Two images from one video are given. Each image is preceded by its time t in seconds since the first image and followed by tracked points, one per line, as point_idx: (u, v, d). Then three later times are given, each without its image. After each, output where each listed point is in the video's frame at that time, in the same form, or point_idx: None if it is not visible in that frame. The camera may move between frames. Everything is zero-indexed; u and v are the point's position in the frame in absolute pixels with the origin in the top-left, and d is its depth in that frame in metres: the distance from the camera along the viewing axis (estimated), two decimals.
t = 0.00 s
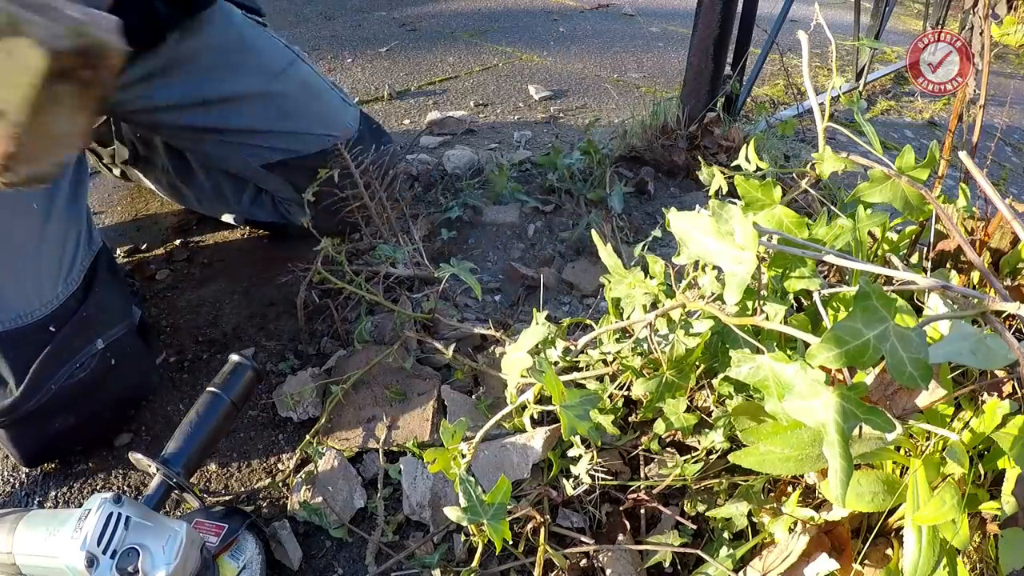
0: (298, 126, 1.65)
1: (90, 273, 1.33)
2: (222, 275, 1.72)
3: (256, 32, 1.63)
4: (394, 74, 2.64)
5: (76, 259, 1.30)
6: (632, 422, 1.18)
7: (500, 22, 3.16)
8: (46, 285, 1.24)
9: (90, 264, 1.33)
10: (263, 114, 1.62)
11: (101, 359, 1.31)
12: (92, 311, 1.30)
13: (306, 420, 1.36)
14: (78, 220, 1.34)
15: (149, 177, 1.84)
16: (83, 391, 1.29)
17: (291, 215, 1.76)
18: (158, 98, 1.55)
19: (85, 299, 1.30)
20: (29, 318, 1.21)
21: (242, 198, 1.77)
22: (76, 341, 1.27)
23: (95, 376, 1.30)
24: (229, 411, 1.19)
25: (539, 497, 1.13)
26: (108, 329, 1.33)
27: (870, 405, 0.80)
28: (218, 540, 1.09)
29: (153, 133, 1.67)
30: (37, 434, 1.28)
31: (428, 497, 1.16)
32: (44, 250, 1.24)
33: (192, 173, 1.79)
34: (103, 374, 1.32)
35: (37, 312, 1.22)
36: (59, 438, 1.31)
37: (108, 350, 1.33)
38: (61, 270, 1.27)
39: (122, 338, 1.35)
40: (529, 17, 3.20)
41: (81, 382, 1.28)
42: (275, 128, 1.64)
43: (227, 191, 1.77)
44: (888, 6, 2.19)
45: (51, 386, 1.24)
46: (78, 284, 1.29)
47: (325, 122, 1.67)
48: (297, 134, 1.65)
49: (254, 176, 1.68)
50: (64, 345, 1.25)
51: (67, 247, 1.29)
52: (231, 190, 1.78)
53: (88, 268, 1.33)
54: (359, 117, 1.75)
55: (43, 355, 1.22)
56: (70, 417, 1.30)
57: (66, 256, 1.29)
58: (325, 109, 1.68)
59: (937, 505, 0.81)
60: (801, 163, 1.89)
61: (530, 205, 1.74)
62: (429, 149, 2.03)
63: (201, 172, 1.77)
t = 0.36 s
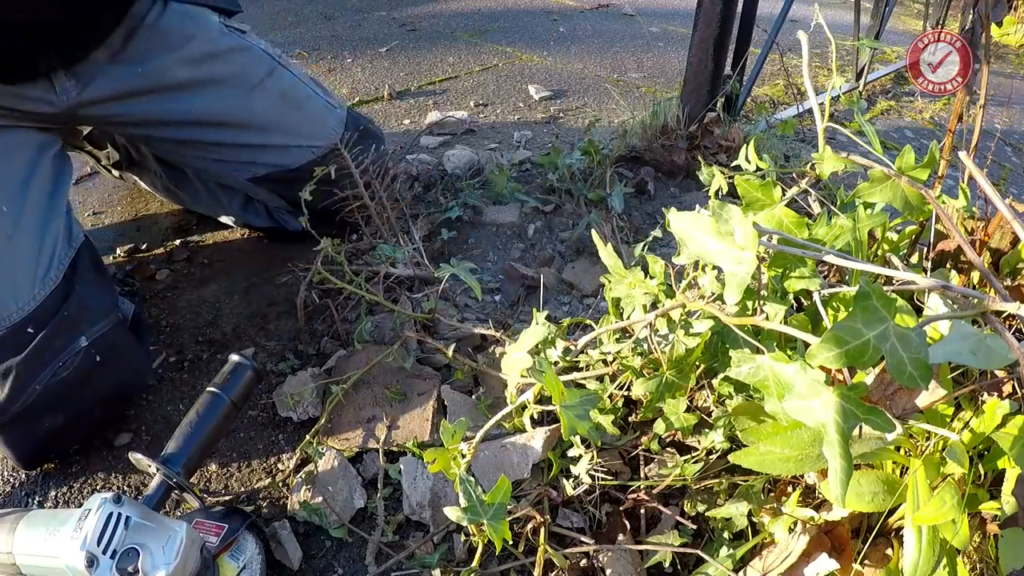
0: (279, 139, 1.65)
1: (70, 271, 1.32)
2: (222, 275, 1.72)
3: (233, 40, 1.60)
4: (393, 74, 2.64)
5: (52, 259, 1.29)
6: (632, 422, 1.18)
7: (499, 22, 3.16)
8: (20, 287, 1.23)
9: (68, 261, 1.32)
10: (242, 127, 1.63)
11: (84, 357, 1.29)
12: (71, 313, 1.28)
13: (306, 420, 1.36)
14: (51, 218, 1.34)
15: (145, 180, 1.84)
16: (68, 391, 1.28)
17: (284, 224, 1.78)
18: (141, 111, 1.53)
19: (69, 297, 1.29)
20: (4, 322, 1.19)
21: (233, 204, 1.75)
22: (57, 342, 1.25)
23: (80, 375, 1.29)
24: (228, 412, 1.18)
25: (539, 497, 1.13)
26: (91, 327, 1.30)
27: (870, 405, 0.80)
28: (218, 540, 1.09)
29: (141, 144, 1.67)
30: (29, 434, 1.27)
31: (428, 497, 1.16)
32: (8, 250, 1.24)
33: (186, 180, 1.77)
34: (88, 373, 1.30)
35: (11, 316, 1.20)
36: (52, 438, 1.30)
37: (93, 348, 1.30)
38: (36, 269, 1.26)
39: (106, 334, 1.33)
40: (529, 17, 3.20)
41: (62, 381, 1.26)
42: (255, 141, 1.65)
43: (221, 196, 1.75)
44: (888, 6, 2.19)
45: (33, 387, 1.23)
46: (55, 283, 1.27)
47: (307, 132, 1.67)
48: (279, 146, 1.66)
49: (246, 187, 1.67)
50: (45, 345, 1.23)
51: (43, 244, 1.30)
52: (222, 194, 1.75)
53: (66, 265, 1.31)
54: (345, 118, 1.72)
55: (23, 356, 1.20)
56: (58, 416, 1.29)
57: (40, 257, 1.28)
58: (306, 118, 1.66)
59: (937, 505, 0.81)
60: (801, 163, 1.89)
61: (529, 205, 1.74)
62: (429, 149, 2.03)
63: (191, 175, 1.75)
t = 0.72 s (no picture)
0: (276, 134, 1.64)
1: (72, 269, 1.32)
2: (222, 275, 1.72)
3: (232, 35, 1.58)
4: (393, 74, 2.64)
5: (55, 256, 1.29)
6: (632, 422, 1.18)
7: (499, 22, 3.16)
8: (23, 284, 1.22)
9: (70, 259, 1.31)
10: (241, 123, 1.61)
11: (87, 355, 1.29)
12: (72, 310, 1.28)
13: (306, 420, 1.36)
14: (53, 216, 1.33)
15: (143, 181, 1.87)
16: (70, 389, 1.28)
17: (283, 220, 1.76)
18: (141, 103, 1.52)
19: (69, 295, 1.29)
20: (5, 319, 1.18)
21: (232, 198, 1.77)
22: (59, 340, 1.25)
23: (82, 372, 1.29)
24: (227, 412, 1.18)
25: (539, 497, 1.13)
26: (92, 325, 1.31)
27: (870, 405, 0.80)
28: (218, 540, 1.09)
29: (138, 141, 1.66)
30: (30, 433, 1.27)
31: (429, 497, 1.16)
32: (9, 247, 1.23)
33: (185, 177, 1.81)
34: (91, 370, 1.30)
35: (13, 314, 1.19)
36: (53, 436, 1.30)
37: (94, 346, 1.31)
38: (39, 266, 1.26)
39: (107, 332, 1.33)
40: (528, 18, 3.20)
41: (65, 378, 1.26)
42: (252, 136, 1.64)
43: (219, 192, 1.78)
44: (888, 6, 2.19)
45: (35, 384, 1.22)
46: (57, 281, 1.27)
47: (305, 128, 1.66)
48: (277, 141, 1.65)
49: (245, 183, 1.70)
50: (47, 344, 1.23)
51: (47, 241, 1.29)
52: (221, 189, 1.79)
53: (68, 263, 1.31)
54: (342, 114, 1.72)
55: (25, 354, 1.20)
56: (60, 414, 1.28)
57: (43, 254, 1.27)
58: (303, 113, 1.66)
59: (937, 505, 0.81)
60: (801, 163, 1.89)
61: (529, 205, 1.74)
62: (429, 149, 2.03)
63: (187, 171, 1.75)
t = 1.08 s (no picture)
0: (273, 139, 1.71)
1: (67, 270, 1.34)
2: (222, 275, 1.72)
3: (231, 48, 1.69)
4: (393, 74, 2.64)
5: (47, 259, 1.32)
6: (632, 422, 1.18)
7: (499, 22, 3.16)
8: (15, 289, 1.26)
9: (64, 259, 1.34)
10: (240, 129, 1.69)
11: (82, 361, 1.30)
12: (66, 314, 1.30)
13: (306, 420, 1.36)
14: (48, 218, 1.36)
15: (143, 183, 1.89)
16: (67, 395, 1.29)
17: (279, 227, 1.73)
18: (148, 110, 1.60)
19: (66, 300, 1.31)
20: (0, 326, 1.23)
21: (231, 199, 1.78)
22: (55, 346, 1.28)
23: (79, 377, 1.30)
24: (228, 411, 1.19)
25: (539, 498, 1.13)
26: (87, 330, 1.32)
27: (870, 406, 0.80)
28: (218, 540, 1.09)
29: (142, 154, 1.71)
30: (30, 437, 1.27)
31: (428, 497, 1.16)
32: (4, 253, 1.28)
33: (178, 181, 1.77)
34: (87, 375, 1.31)
35: (7, 321, 1.24)
36: (54, 441, 1.30)
37: (89, 350, 1.32)
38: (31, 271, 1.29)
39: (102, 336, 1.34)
40: (528, 18, 3.20)
41: (63, 383, 1.28)
42: (251, 142, 1.70)
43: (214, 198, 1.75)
44: (888, 6, 2.19)
45: (32, 392, 1.25)
46: (50, 285, 1.30)
47: (302, 131, 1.73)
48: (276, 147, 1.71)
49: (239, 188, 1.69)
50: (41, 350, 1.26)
51: (40, 245, 1.32)
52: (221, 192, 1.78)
53: (62, 263, 1.33)
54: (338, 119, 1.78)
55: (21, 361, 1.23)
56: (58, 420, 1.29)
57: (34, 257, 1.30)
58: (300, 120, 1.73)
59: (937, 505, 0.81)
60: (801, 162, 1.89)
61: (529, 205, 1.74)
62: (429, 149, 2.03)
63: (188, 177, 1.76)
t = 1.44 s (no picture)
0: (281, 137, 1.71)
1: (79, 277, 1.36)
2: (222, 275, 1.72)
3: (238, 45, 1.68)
4: (393, 74, 2.64)
5: (59, 265, 1.34)
6: (632, 422, 1.19)
7: (499, 22, 3.16)
8: (29, 291, 1.27)
9: (76, 266, 1.36)
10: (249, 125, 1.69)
11: (94, 366, 1.33)
12: (78, 319, 1.32)
13: (306, 421, 1.36)
14: (61, 225, 1.39)
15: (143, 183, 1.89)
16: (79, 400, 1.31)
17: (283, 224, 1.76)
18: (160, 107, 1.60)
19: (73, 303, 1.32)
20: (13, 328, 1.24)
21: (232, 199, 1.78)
22: (67, 351, 1.30)
23: (90, 383, 1.32)
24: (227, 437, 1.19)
25: (539, 497, 1.13)
26: (99, 336, 1.35)
27: (870, 406, 0.80)
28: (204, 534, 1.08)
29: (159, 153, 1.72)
30: (42, 439, 1.30)
31: (428, 497, 1.16)
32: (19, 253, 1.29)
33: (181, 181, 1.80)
34: (99, 381, 1.34)
35: (22, 323, 1.25)
36: (63, 442, 1.32)
37: (101, 356, 1.35)
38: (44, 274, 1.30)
39: (114, 344, 1.37)
40: (528, 18, 3.20)
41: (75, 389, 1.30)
42: (260, 139, 1.70)
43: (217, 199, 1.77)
44: (888, 6, 2.19)
45: (44, 397, 1.26)
46: (63, 291, 1.32)
47: (310, 128, 1.74)
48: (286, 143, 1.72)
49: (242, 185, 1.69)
50: (54, 357, 1.28)
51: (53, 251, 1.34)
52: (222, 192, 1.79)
53: (74, 269, 1.35)
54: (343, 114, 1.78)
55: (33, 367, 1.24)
56: (70, 424, 1.31)
57: (48, 262, 1.32)
58: (307, 116, 1.73)
59: (937, 505, 0.81)
60: (801, 162, 1.89)
61: (529, 205, 1.74)
62: (429, 149, 2.03)
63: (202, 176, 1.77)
